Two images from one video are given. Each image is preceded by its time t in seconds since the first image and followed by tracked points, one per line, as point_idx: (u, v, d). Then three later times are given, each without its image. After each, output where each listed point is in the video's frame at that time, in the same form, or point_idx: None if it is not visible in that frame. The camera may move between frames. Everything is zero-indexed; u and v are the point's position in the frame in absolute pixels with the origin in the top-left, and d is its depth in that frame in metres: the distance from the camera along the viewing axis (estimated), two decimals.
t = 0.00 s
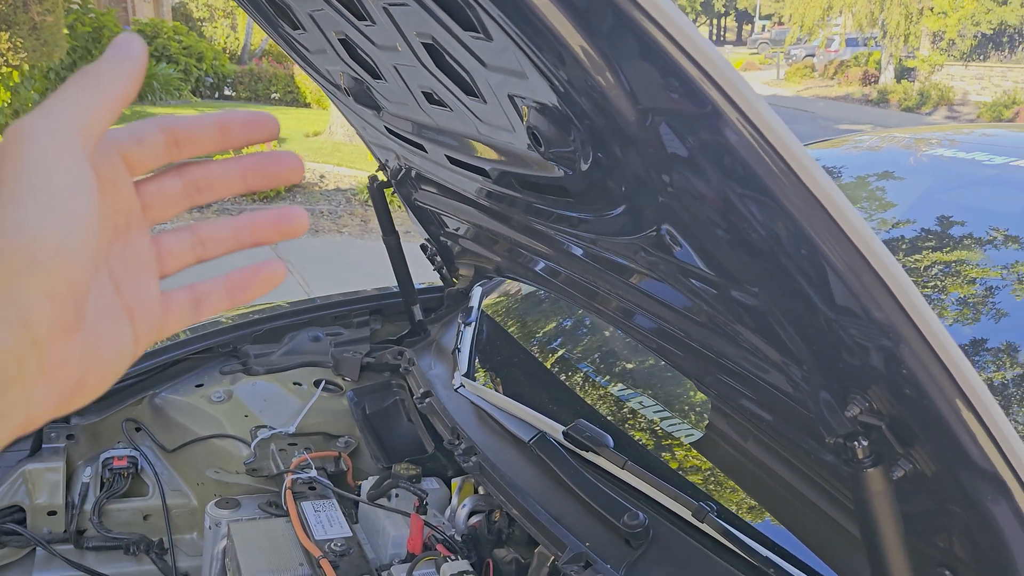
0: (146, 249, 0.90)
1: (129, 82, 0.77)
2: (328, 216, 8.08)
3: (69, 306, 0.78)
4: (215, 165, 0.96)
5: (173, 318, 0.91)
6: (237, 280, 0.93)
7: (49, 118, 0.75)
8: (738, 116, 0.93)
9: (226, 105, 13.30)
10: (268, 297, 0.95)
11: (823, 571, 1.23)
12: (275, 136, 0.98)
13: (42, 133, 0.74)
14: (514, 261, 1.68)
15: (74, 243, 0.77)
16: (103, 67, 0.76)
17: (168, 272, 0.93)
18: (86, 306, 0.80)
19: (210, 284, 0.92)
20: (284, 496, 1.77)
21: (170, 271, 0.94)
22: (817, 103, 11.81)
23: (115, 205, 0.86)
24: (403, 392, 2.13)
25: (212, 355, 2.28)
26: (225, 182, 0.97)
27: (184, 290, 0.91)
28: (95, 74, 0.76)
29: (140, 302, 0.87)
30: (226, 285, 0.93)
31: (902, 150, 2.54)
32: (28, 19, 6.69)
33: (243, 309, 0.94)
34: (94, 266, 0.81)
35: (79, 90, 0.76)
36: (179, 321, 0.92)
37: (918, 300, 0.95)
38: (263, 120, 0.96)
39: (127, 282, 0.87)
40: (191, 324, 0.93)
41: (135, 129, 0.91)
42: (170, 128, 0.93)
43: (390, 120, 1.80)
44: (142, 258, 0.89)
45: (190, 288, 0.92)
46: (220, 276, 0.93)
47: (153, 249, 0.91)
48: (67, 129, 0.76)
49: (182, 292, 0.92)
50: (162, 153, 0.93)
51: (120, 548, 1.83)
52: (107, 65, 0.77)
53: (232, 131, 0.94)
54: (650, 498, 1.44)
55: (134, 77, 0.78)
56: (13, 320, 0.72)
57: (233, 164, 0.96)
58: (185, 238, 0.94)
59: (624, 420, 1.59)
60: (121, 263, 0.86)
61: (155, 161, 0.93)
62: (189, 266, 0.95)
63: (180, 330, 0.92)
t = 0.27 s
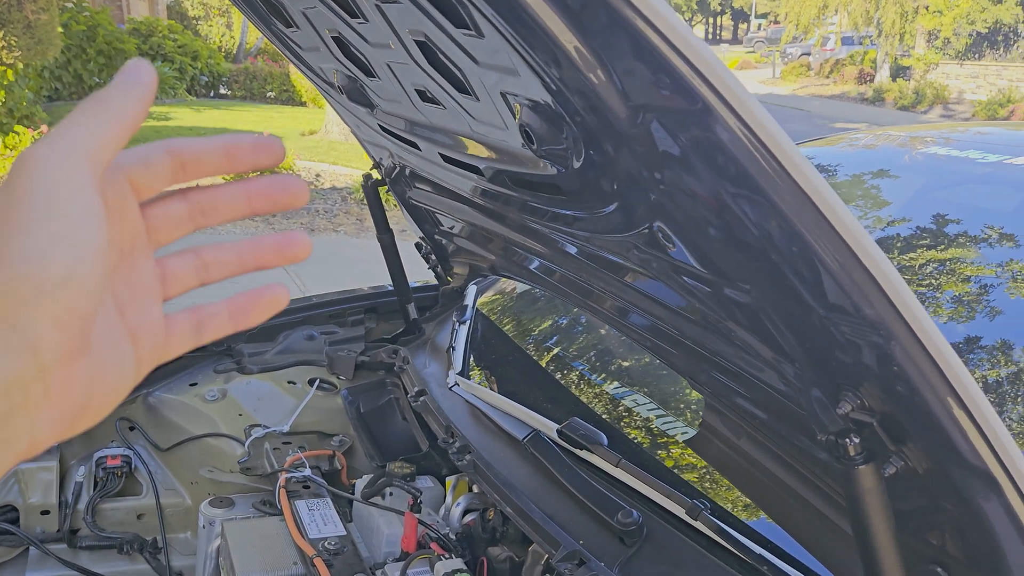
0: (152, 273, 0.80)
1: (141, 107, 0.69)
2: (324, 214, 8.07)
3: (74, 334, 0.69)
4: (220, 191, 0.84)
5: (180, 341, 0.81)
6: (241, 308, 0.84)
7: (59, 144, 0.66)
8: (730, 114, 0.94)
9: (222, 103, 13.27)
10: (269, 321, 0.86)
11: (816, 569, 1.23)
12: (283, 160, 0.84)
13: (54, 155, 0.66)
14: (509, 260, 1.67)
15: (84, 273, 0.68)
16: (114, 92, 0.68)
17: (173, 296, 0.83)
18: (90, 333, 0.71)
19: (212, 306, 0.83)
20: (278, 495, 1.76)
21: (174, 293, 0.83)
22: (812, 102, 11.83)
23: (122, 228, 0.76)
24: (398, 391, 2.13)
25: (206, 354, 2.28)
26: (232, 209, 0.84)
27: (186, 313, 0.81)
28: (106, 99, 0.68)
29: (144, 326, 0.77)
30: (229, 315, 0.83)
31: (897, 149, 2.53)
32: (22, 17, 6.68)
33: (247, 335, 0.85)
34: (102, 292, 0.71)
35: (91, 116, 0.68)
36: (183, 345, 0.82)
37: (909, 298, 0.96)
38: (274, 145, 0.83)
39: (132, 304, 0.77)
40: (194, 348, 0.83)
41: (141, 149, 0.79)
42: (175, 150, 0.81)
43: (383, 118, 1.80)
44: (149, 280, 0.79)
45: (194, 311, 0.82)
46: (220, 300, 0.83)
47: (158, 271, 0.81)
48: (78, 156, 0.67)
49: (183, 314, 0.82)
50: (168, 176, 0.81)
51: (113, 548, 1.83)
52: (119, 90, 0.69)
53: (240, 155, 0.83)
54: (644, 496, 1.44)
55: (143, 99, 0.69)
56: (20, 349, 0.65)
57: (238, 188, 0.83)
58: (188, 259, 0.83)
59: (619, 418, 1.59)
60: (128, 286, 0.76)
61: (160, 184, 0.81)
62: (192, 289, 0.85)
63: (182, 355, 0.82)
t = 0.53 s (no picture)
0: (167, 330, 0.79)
1: (169, 175, 0.70)
2: (315, 211, 8.07)
3: (94, 400, 0.68)
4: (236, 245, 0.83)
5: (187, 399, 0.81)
6: (251, 366, 0.84)
7: (93, 215, 0.66)
8: (713, 111, 0.94)
9: (212, 100, 13.22)
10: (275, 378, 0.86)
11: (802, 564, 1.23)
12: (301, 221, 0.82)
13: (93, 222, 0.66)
14: (498, 256, 1.63)
15: (105, 336, 0.67)
16: (146, 160, 0.69)
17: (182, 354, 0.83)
18: (110, 398, 0.70)
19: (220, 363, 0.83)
20: (265, 493, 1.75)
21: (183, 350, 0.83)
22: (803, 98, 11.86)
23: (142, 289, 0.75)
24: (386, 388, 2.12)
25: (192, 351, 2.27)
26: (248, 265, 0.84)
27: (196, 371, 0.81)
28: (137, 164, 0.68)
29: (156, 387, 0.77)
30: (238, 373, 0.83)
31: (888, 144, 2.50)
32: (9, 13, 6.63)
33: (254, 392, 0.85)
34: (121, 354, 0.71)
35: (123, 179, 0.68)
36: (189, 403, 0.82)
37: (891, 294, 0.95)
38: (292, 205, 0.81)
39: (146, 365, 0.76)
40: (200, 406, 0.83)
41: (159, 209, 0.77)
42: (195, 209, 0.79)
43: (369, 113, 1.78)
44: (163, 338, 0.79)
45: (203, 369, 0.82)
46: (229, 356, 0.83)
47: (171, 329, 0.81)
48: (108, 224, 0.67)
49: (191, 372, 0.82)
50: (188, 237, 0.80)
51: (98, 546, 1.82)
52: (153, 156, 0.69)
53: (259, 214, 0.79)
54: (631, 492, 1.43)
55: (171, 164, 0.70)
56: (40, 415, 0.63)
57: (255, 246, 0.83)
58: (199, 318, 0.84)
59: (609, 414, 1.59)
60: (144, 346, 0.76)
61: (180, 243, 0.80)
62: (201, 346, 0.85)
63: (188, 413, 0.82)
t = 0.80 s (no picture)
0: (202, 414, 0.83)
1: (205, 262, 0.70)
2: (306, 209, 8.08)
3: (139, 500, 0.65)
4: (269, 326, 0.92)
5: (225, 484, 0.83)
6: (287, 446, 0.88)
7: (130, 305, 0.65)
8: (694, 108, 0.94)
9: (202, 96, 13.17)
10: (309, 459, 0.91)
11: (785, 558, 1.22)
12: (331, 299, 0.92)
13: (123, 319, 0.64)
14: (486, 253, 1.60)
15: (150, 435, 0.64)
16: (179, 248, 0.69)
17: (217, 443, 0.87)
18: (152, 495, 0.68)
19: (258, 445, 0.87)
20: (249, 490, 1.73)
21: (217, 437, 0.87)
22: (794, 95, 11.88)
23: (178, 375, 0.79)
24: (372, 385, 2.09)
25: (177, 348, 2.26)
26: (280, 343, 0.94)
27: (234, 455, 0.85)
28: (170, 255, 0.68)
29: (194, 473, 0.78)
30: (275, 452, 0.88)
31: (877, 140, 2.44)
32: None
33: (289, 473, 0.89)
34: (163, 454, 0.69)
35: (159, 272, 0.67)
36: (227, 488, 0.84)
37: (872, 290, 0.96)
38: (321, 282, 0.90)
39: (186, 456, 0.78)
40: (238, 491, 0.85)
41: (196, 294, 0.85)
42: (228, 291, 0.87)
43: (353, 108, 1.77)
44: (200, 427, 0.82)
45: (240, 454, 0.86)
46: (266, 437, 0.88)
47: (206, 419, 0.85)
48: (146, 319, 0.65)
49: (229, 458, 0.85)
50: (223, 318, 0.88)
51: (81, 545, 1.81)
52: (186, 243, 0.69)
53: (288, 293, 0.90)
54: (616, 488, 1.42)
55: (203, 253, 0.70)
56: (86, 518, 0.60)
57: (287, 325, 0.92)
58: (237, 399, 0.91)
59: (597, 410, 1.59)
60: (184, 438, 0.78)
61: (214, 325, 0.87)
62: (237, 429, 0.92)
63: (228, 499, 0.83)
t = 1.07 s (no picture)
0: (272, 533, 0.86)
1: (282, 390, 0.71)
2: (296, 206, 8.06)
3: None
4: (341, 440, 0.95)
5: None
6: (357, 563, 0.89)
7: (213, 439, 0.67)
8: (676, 105, 0.93)
9: (191, 93, 13.09)
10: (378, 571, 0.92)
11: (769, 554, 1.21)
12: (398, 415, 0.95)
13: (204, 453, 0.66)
14: (472, 249, 1.58)
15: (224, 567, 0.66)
16: (256, 373, 0.70)
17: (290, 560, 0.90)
18: None
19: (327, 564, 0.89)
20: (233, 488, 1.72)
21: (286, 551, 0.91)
22: (785, 91, 11.87)
23: (253, 495, 0.81)
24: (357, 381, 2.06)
25: (160, 345, 2.23)
26: (348, 460, 0.95)
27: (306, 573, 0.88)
28: (247, 381, 0.70)
29: None
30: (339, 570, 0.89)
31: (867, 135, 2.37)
32: None
33: None
34: None
35: (240, 399, 0.68)
36: None
37: (855, 289, 0.95)
38: (388, 398, 0.94)
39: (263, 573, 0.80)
40: None
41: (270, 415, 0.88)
42: (299, 410, 0.91)
43: (336, 102, 1.75)
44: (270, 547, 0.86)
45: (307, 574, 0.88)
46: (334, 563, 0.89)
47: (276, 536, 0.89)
48: (225, 452, 0.67)
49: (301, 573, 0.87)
50: (293, 435, 0.91)
51: (62, 544, 1.79)
52: (265, 368, 0.70)
53: (358, 409, 0.93)
54: (601, 484, 1.41)
55: (280, 383, 0.71)
56: None
57: (355, 441, 0.95)
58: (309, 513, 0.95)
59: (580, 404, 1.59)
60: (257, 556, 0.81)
61: (285, 443, 0.90)
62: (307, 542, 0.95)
63: None
